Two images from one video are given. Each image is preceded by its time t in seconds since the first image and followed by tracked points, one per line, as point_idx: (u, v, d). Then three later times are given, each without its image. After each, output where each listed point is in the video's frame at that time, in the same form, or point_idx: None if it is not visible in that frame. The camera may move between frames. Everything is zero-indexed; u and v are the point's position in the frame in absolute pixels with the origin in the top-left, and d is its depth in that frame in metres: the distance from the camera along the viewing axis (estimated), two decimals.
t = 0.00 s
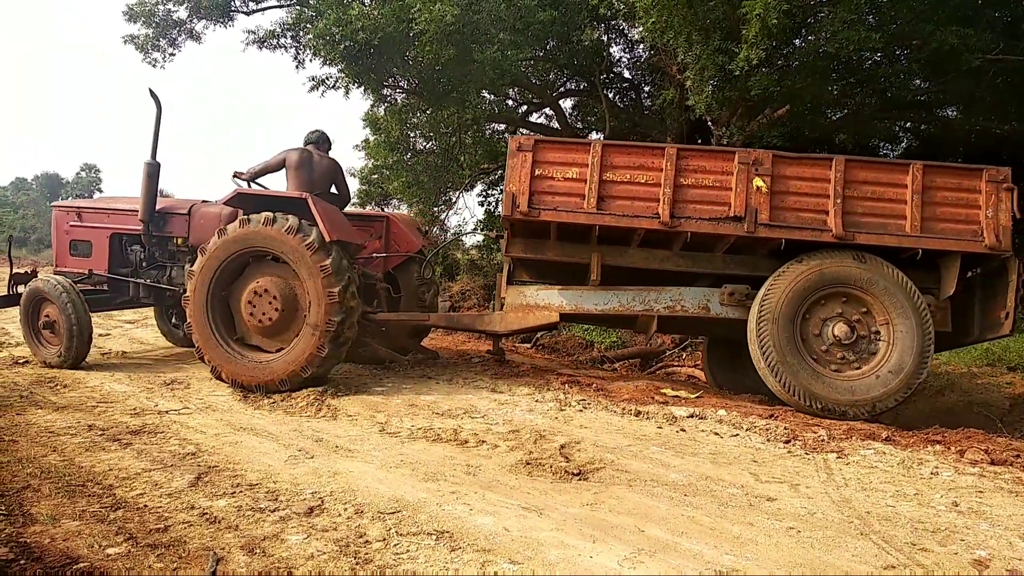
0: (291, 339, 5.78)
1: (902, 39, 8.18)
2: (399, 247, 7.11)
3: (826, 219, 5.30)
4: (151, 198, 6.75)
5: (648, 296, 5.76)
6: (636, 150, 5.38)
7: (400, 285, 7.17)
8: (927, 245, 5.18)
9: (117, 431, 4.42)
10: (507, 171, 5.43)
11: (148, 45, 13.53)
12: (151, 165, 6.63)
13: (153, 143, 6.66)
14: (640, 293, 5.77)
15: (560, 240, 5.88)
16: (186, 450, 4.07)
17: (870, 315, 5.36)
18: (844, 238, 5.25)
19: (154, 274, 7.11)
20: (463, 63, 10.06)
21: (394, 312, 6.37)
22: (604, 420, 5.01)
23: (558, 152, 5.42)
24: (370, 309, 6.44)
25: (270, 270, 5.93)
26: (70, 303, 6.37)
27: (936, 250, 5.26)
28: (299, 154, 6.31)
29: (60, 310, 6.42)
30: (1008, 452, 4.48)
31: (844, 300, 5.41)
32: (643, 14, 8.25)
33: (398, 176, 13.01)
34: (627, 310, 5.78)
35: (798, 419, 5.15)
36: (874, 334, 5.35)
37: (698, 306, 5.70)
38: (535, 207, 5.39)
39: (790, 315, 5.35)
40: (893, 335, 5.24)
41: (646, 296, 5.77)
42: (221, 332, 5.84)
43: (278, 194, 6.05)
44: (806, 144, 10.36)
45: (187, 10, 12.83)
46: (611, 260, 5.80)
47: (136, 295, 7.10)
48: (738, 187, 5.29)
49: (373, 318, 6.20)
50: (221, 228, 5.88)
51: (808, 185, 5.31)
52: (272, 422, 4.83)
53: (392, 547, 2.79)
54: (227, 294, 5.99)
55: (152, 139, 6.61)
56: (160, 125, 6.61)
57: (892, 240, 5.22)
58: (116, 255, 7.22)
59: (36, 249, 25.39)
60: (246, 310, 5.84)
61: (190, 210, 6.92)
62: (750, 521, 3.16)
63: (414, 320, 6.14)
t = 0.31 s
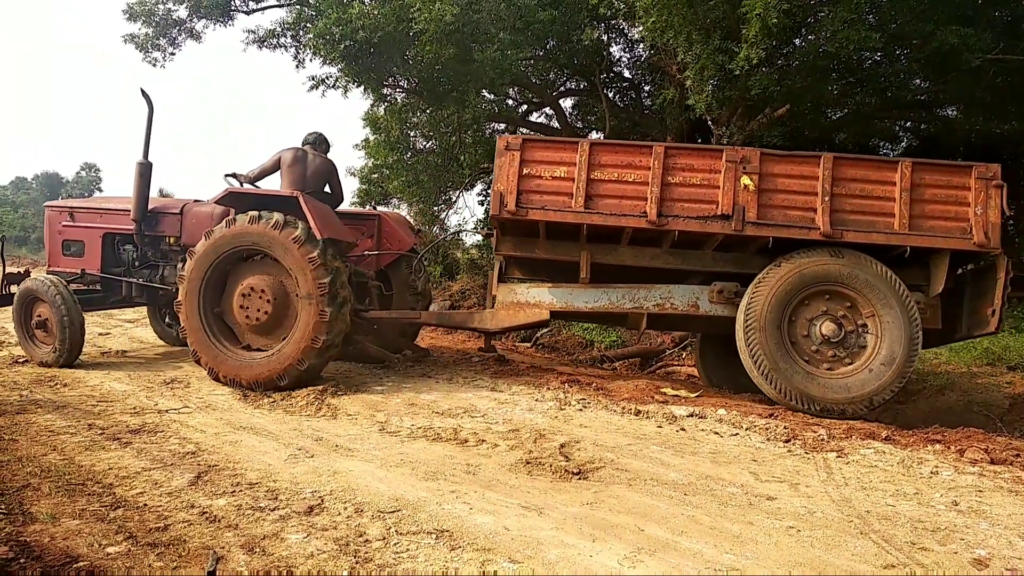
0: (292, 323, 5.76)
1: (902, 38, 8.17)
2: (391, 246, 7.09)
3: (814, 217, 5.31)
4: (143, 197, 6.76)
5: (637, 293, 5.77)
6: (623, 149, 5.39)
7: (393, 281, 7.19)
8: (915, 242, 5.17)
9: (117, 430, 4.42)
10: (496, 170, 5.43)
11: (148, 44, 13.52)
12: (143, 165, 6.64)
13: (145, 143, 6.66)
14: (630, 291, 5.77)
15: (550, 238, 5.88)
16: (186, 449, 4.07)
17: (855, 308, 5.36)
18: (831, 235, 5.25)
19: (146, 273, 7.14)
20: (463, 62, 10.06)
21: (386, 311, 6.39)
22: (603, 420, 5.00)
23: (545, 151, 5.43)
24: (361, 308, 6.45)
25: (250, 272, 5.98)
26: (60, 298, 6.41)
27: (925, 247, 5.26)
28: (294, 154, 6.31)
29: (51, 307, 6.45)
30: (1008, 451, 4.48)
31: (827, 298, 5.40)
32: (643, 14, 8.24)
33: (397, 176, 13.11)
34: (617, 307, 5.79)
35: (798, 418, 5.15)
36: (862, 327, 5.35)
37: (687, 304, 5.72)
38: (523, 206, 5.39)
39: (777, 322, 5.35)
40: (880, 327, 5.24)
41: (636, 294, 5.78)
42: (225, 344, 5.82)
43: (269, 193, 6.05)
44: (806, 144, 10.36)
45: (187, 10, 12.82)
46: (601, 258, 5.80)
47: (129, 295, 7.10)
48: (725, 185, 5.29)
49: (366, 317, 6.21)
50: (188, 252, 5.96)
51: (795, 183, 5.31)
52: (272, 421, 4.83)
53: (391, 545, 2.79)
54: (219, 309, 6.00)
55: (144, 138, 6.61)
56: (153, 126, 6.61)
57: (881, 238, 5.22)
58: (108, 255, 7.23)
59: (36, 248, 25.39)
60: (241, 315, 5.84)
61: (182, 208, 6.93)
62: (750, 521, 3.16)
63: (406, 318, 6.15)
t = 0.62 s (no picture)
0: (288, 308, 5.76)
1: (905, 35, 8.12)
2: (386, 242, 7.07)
3: (805, 213, 5.30)
4: (140, 195, 6.73)
5: (630, 289, 5.78)
6: (613, 145, 5.39)
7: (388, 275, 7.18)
8: (905, 238, 5.17)
9: (119, 426, 4.43)
10: (486, 167, 5.43)
11: (150, 41, 13.51)
12: (140, 162, 6.63)
13: (141, 140, 6.66)
14: (622, 287, 5.79)
15: (542, 235, 5.89)
16: (188, 445, 4.08)
17: (842, 302, 5.37)
18: (821, 231, 5.24)
19: (143, 270, 7.17)
20: (465, 59, 10.05)
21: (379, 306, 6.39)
22: (604, 417, 5.00)
23: (536, 148, 5.42)
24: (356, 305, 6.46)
25: (237, 271, 6.00)
26: (53, 291, 6.41)
27: (917, 243, 5.24)
28: (285, 151, 6.34)
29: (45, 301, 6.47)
30: (1010, 449, 4.48)
31: (814, 295, 5.41)
32: (645, 10, 8.22)
33: (398, 173, 13.11)
34: (610, 303, 5.80)
35: (798, 415, 5.15)
36: (852, 320, 5.35)
37: (679, 300, 5.72)
38: (514, 203, 5.39)
39: (769, 324, 5.35)
40: (870, 317, 5.25)
41: (628, 290, 5.79)
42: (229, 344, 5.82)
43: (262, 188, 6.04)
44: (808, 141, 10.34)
45: (188, 6, 12.80)
46: (593, 254, 5.80)
47: (126, 292, 7.15)
48: (715, 181, 5.29)
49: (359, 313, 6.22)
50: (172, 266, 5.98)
51: (785, 179, 5.30)
52: (273, 418, 4.83)
53: (393, 542, 2.80)
54: (217, 314, 6.01)
55: (140, 135, 6.60)
56: (148, 123, 6.60)
57: (872, 234, 5.21)
58: (106, 252, 7.23)
59: (38, 246, 25.39)
60: (238, 313, 5.83)
61: (177, 205, 6.88)
62: (751, 518, 3.16)
63: (399, 314, 6.14)
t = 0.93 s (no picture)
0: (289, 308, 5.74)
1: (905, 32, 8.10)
2: (387, 237, 7.06)
3: (808, 211, 5.29)
4: (140, 191, 6.73)
5: (632, 287, 5.78)
6: (614, 143, 5.37)
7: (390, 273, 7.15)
8: (909, 236, 5.18)
9: (117, 422, 4.42)
10: (488, 165, 5.42)
11: (148, 36, 13.47)
12: (139, 158, 6.62)
13: (140, 136, 6.63)
14: (624, 285, 5.77)
15: (545, 233, 5.87)
16: (186, 441, 4.08)
17: (847, 302, 5.36)
18: (824, 229, 5.22)
19: (144, 267, 7.17)
20: (464, 55, 10.02)
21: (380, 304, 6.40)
22: (603, 414, 5.00)
23: (538, 145, 5.40)
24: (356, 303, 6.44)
25: (239, 267, 5.99)
26: (58, 288, 6.44)
27: (920, 241, 5.26)
28: (281, 147, 6.31)
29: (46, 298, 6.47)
30: (1007, 447, 4.48)
31: (819, 293, 5.40)
32: (645, 7, 8.19)
33: (398, 170, 12.88)
34: (612, 301, 5.79)
35: (797, 412, 5.15)
36: (856, 320, 5.35)
37: (682, 298, 5.71)
38: (516, 201, 5.38)
39: (772, 320, 5.35)
40: (873, 318, 5.25)
41: (630, 288, 5.78)
42: (229, 341, 5.82)
43: (260, 185, 5.96)
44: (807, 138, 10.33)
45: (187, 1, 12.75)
46: (595, 252, 5.79)
47: (127, 288, 7.20)
48: (718, 179, 5.28)
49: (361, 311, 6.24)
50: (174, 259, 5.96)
51: (788, 176, 5.29)
52: (271, 414, 4.83)
53: (391, 538, 2.80)
54: (217, 309, 6.00)
55: (139, 131, 6.59)
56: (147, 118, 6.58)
57: (875, 232, 5.22)
58: (106, 249, 7.21)
59: (36, 241, 25.34)
60: (238, 311, 5.83)
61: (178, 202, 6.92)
62: (749, 514, 3.16)
63: (399, 313, 6.14)
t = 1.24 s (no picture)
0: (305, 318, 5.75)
1: (905, 31, 8.09)
2: (403, 237, 7.05)
3: (831, 213, 5.29)
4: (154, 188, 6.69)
5: (651, 289, 5.78)
6: (639, 143, 5.35)
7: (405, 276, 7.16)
8: (932, 240, 5.17)
9: (115, 420, 4.42)
10: (511, 164, 5.39)
11: (147, 34, 13.44)
12: (154, 155, 6.60)
13: (155, 134, 6.63)
14: (644, 287, 5.78)
15: (565, 233, 5.87)
16: (184, 439, 4.08)
17: (876, 312, 5.35)
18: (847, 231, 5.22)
19: (157, 265, 7.19)
20: (464, 54, 10.01)
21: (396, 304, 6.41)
22: (602, 413, 4.99)
23: (562, 145, 5.38)
24: (373, 303, 6.46)
25: (263, 262, 5.95)
26: (70, 296, 6.35)
27: (941, 245, 5.25)
28: (293, 145, 6.30)
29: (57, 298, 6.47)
30: (1005, 446, 4.48)
31: (851, 295, 5.39)
32: (644, 5, 8.18)
33: (397, 168, 12.87)
34: (631, 303, 5.78)
35: (795, 412, 5.15)
36: (879, 332, 5.34)
37: (702, 300, 5.72)
38: (540, 199, 5.36)
39: (796, 309, 5.33)
40: (897, 332, 5.24)
41: (650, 290, 5.78)
42: (239, 336, 5.82)
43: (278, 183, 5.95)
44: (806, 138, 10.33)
45: None
46: (615, 253, 5.80)
47: (140, 286, 7.25)
48: (743, 181, 5.27)
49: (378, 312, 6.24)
50: (200, 241, 5.90)
51: (812, 178, 5.28)
52: (269, 412, 4.82)
53: (389, 536, 2.79)
54: (232, 300, 5.99)
55: (153, 129, 6.57)
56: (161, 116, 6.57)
57: (897, 235, 5.21)
58: (118, 246, 7.22)
59: (35, 239, 25.29)
60: (253, 307, 5.83)
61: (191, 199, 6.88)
62: (747, 513, 3.16)
63: (416, 313, 6.17)
